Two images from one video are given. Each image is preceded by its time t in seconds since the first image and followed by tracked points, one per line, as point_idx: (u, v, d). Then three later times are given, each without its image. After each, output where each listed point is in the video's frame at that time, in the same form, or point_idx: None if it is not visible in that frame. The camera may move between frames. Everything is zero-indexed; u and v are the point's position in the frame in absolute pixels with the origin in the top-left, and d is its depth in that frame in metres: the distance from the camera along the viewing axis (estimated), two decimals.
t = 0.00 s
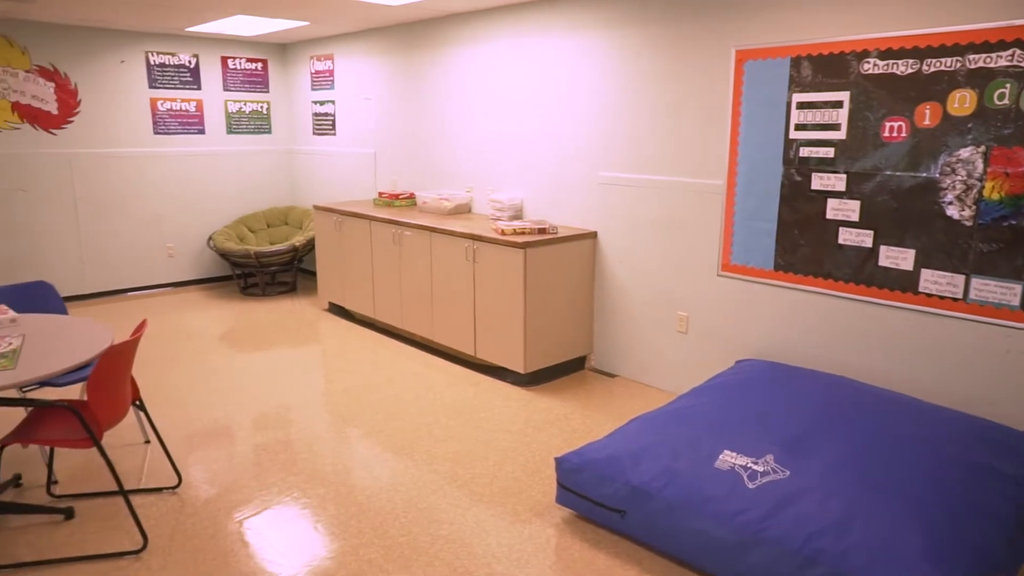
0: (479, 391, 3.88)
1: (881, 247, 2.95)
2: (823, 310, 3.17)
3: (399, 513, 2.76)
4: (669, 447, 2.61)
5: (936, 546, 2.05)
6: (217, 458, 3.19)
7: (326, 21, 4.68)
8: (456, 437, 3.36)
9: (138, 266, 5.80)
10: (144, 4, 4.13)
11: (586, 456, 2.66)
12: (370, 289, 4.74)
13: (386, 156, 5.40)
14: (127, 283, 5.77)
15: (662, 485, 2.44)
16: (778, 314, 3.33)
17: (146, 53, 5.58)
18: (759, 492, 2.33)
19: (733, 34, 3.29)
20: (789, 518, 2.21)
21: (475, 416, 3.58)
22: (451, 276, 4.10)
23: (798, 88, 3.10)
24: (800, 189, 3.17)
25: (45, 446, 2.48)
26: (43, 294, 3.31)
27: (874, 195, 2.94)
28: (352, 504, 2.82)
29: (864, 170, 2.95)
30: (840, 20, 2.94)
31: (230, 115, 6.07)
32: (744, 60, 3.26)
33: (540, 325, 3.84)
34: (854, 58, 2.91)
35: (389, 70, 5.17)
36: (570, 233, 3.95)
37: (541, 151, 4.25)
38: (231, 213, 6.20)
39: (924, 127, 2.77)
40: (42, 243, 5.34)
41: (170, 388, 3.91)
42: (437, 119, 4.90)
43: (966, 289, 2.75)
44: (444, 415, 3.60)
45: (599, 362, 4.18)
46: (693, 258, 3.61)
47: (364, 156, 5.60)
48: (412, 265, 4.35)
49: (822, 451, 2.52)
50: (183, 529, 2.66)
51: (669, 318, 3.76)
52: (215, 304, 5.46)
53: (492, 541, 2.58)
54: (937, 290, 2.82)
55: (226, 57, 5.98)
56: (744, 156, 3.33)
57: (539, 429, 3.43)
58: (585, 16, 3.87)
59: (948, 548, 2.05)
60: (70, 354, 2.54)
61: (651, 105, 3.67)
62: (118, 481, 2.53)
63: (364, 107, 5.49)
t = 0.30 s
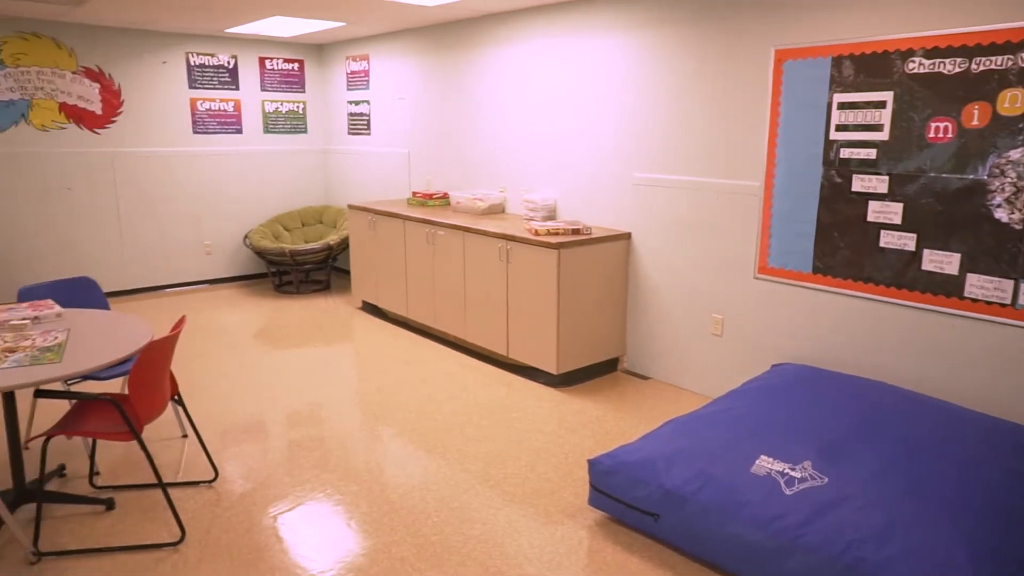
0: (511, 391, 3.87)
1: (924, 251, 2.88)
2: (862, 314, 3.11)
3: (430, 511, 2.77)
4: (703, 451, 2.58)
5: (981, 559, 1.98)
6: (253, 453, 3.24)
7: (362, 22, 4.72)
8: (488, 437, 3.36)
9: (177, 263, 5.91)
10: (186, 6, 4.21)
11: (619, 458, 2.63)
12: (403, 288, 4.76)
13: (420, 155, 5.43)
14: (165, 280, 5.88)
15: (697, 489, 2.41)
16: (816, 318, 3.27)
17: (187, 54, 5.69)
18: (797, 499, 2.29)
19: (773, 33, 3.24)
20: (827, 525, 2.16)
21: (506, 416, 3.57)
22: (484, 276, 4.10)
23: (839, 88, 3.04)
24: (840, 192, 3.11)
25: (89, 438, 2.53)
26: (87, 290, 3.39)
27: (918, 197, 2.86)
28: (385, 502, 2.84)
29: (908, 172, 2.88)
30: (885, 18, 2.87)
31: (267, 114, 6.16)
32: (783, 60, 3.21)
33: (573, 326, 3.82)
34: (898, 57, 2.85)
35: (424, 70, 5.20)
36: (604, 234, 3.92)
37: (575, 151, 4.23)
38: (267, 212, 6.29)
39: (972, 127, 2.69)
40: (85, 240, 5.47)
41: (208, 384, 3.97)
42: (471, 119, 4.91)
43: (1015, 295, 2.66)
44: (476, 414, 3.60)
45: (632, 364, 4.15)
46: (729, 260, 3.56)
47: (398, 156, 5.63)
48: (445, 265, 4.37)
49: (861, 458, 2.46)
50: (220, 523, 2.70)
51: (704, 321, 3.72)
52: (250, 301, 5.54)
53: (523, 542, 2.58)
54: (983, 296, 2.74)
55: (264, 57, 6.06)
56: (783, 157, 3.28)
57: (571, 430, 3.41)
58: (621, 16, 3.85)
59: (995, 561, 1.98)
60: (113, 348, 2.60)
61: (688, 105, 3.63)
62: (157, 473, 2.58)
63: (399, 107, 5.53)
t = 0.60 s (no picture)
0: (544, 392, 3.85)
1: (973, 255, 2.79)
2: (904, 318, 3.03)
3: (463, 511, 2.77)
4: (741, 457, 2.53)
5: None
6: (288, 449, 3.27)
7: (399, 21, 4.75)
8: (521, 438, 3.34)
9: (215, 260, 6.01)
10: (228, 7, 4.28)
11: (654, 462, 2.59)
12: (437, 287, 4.78)
13: (455, 155, 5.44)
14: (204, 276, 5.99)
15: (734, 495, 2.36)
16: (857, 322, 3.20)
17: (227, 54, 5.78)
18: (838, 508, 2.23)
19: (817, 31, 3.17)
20: (870, 535, 2.11)
21: (539, 417, 3.55)
22: (518, 276, 4.09)
23: (885, 87, 2.97)
24: (884, 193, 3.03)
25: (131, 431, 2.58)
26: (131, 285, 3.46)
27: (967, 199, 2.77)
28: (418, 500, 2.84)
29: (957, 173, 2.79)
30: (935, 14, 2.79)
31: (305, 114, 6.23)
32: (827, 58, 3.14)
33: (607, 328, 3.79)
34: (949, 55, 2.76)
35: (461, 70, 5.21)
36: (640, 234, 3.88)
37: (611, 151, 4.20)
38: (303, 210, 6.36)
39: None
40: (128, 237, 5.60)
41: (245, 380, 4.03)
42: (507, 118, 4.90)
43: None
44: (509, 414, 3.59)
45: (666, 366, 4.10)
46: (768, 262, 3.50)
47: (433, 155, 5.65)
48: (479, 264, 4.37)
49: (905, 468, 2.40)
50: (256, 517, 2.73)
51: (742, 324, 3.66)
52: (286, 299, 5.61)
53: (556, 544, 2.55)
54: None
55: (302, 58, 6.13)
56: (825, 158, 3.21)
57: (605, 432, 3.39)
58: (660, 14, 3.80)
59: None
60: (155, 344, 2.64)
61: (728, 104, 3.57)
62: (195, 467, 2.62)
63: (434, 107, 5.55)
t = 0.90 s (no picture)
0: (579, 393, 3.84)
1: None
2: (950, 324, 2.95)
3: (497, 511, 2.77)
4: (780, 463, 2.48)
5: None
6: (325, 445, 3.31)
7: (438, 21, 4.77)
8: (555, 439, 3.33)
9: (255, 258, 6.12)
10: (270, 9, 4.35)
11: (691, 466, 2.56)
12: (472, 286, 4.79)
13: (491, 154, 5.45)
14: (244, 273, 6.09)
15: (773, 501, 2.31)
16: (901, 327, 3.12)
17: (268, 55, 5.87)
18: (881, 517, 2.18)
19: (863, 28, 3.09)
20: (916, 546, 2.05)
21: (573, 418, 3.54)
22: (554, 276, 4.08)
23: (934, 86, 2.88)
24: (931, 195, 2.94)
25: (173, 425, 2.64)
26: (174, 281, 3.53)
27: (1020, 202, 2.68)
28: (452, 499, 2.85)
29: (1009, 175, 2.69)
30: (990, 10, 2.70)
31: (343, 114, 6.30)
32: (873, 56, 3.06)
33: (643, 330, 3.76)
34: (1003, 52, 2.67)
35: (498, 69, 5.22)
36: (677, 235, 3.84)
37: (649, 150, 4.16)
38: (341, 209, 6.43)
39: None
40: (171, 234, 5.72)
41: (283, 376, 4.09)
42: (544, 118, 4.89)
43: None
44: (543, 415, 3.59)
45: (703, 369, 4.05)
46: (809, 265, 3.43)
47: (470, 155, 5.67)
48: (514, 264, 4.37)
49: (951, 478, 2.33)
50: (293, 512, 2.77)
51: (780, 327, 3.59)
52: (323, 296, 5.68)
53: (590, 547, 2.54)
54: None
55: (341, 58, 6.20)
56: (870, 159, 3.13)
57: (640, 435, 3.36)
58: (701, 12, 3.75)
59: None
60: (198, 339, 2.69)
61: (769, 104, 3.51)
62: (234, 461, 2.66)
63: (471, 106, 5.57)
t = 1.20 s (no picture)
0: (615, 395, 3.81)
1: None
2: (1002, 332, 2.85)
3: (532, 512, 2.77)
4: (822, 470, 2.43)
5: None
6: (362, 443, 3.34)
7: (478, 21, 4.78)
8: (591, 441, 3.32)
9: (296, 256, 6.21)
10: (314, 9, 4.40)
11: (730, 471, 2.52)
12: (509, 286, 4.80)
13: (529, 154, 5.44)
14: (285, 271, 6.20)
15: (815, 510, 2.26)
16: (949, 333, 3.03)
17: (310, 55, 5.95)
18: (929, 530, 2.12)
19: (913, 24, 3.01)
20: (966, 562, 1.99)
21: (609, 420, 3.52)
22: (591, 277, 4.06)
23: (989, 84, 2.79)
24: (984, 197, 2.85)
25: (216, 419, 2.69)
26: (218, 278, 3.61)
27: None
28: (487, 499, 2.86)
29: None
30: None
31: (383, 113, 6.36)
32: (923, 54, 2.98)
33: (681, 332, 3.72)
34: None
35: (537, 69, 5.21)
36: (717, 237, 3.79)
37: (689, 150, 4.11)
38: (379, 208, 6.49)
39: None
40: (215, 232, 5.85)
41: (321, 373, 4.15)
42: (583, 118, 4.87)
43: None
44: (579, 416, 3.57)
45: (741, 373, 3.99)
46: (853, 267, 3.35)
47: (507, 154, 5.67)
48: (551, 264, 4.36)
49: (1003, 492, 2.26)
50: (330, 508, 2.81)
51: (823, 332, 3.52)
52: (361, 294, 5.74)
53: (626, 551, 2.52)
54: None
55: (381, 57, 6.26)
56: (919, 160, 3.05)
57: (676, 438, 3.32)
58: (745, 10, 3.69)
59: None
60: (240, 336, 2.75)
61: (814, 103, 3.44)
62: (275, 456, 2.71)
63: (510, 106, 5.57)
